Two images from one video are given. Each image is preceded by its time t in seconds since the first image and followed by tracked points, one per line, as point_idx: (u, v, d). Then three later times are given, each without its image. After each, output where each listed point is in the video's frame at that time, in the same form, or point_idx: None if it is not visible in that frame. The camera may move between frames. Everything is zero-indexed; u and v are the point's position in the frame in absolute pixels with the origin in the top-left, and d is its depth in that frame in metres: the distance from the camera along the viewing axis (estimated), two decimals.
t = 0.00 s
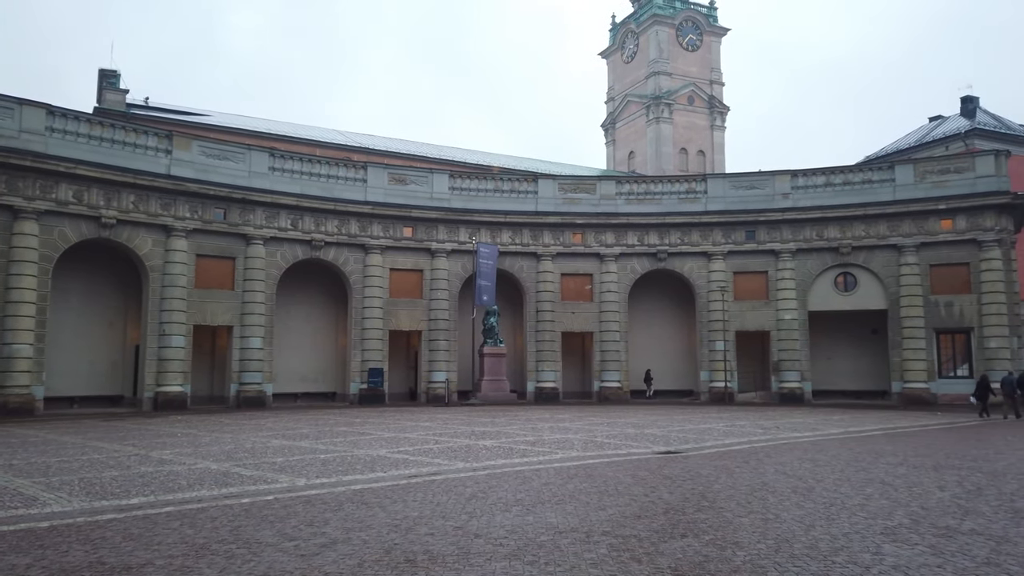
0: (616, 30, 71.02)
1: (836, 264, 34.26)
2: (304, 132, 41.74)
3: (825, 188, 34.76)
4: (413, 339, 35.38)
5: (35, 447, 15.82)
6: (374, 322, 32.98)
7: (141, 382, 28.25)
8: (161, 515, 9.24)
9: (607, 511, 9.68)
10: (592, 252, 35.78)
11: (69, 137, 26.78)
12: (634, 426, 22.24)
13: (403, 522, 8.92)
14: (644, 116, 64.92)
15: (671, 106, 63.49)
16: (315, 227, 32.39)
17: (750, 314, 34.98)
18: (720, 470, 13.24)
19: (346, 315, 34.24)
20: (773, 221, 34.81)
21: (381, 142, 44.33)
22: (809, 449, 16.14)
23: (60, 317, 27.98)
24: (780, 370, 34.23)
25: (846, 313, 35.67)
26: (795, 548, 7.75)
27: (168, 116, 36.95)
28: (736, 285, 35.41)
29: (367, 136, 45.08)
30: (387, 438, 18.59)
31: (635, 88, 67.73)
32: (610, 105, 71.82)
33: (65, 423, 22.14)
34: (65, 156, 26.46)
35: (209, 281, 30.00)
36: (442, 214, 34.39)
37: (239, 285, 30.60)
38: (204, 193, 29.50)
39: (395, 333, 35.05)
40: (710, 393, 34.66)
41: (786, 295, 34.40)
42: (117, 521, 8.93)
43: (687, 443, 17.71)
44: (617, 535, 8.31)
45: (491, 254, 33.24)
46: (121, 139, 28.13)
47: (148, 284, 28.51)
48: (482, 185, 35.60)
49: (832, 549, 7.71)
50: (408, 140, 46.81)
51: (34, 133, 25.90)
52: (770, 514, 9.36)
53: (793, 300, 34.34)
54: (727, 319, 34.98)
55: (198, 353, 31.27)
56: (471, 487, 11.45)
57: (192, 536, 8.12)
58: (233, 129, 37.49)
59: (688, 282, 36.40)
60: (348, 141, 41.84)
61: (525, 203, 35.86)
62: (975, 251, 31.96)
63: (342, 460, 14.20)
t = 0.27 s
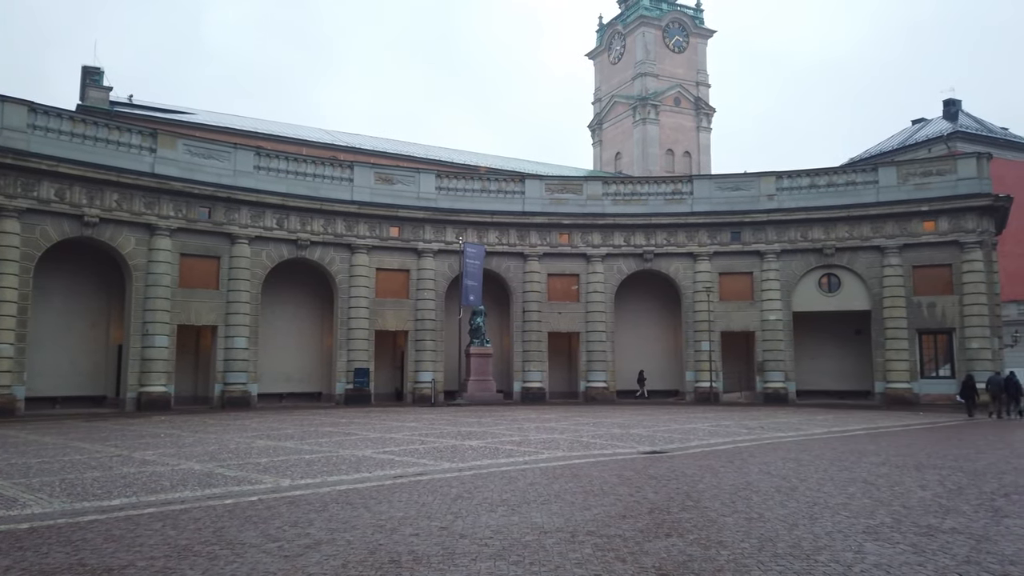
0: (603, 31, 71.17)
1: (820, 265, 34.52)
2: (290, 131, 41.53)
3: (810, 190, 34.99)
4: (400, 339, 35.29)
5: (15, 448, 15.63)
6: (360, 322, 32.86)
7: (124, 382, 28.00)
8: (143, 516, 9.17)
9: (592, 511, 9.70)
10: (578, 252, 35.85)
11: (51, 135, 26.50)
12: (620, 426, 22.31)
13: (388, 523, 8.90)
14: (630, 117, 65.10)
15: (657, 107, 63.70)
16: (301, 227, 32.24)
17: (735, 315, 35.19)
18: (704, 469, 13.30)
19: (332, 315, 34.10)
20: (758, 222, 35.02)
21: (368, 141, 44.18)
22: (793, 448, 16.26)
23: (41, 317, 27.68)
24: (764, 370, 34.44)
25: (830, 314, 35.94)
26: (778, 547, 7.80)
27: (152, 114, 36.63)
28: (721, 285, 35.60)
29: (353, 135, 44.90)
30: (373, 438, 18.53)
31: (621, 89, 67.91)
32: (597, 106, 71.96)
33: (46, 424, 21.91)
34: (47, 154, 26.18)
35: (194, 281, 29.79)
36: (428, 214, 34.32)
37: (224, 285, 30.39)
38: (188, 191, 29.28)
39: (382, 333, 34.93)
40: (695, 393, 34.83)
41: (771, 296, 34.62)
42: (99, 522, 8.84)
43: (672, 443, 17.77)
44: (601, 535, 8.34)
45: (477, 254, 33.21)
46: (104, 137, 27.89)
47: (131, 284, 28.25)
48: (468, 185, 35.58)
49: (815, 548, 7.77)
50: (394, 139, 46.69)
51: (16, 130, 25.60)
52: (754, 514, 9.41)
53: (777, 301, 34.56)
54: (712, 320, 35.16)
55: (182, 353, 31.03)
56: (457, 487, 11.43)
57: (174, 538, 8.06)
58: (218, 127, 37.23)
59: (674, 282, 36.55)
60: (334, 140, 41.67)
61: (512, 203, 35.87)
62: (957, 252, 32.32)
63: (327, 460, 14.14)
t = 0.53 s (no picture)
0: (588, 32, 71.35)
1: (802, 266, 34.79)
2: (274, 130, 41.29)
3: (792, 192, 35.26)
4: (384, 339, 35.17)
5: None
6: (344, 322, 32.72)
7: (104, 382, 27.69)
8: (123, 518, 9.08)
9: (576, 511, 9.72)
10: (563, 253, 35.91)
11: (31, 132, 26.16)
12: (604, 426, 22.37)
13: (371, 524, 8.87)
14: (615, 119, 65.30)
15: (642, 109, 63.96)
16: (284, 226, 32.05)
17: (719, 316, 35.40)
18: (687, 469, 13.38)
19: (316, 316, 33.94)
20: (741, 224, 35.25)
21: (352, 141, 44.01)
22: (775, 448, 16.39)
23: (20, 317, 27.33)
24: (747, 370, 34.68)
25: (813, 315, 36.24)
26: (759, 546, 7.87)
27: (133, 112, 36.28)
28: (705, 286, 35.79)
29: (337, 135, 44.71)
30: (356, 438, 18.46)
31: (607, 90, 68.11)
32: (582, 107, 72.13)
33: (24, 425, 21.62)
34: (27, 151, 25.84)
35: (176, 281, 29.53)
36: (413, 214, 34.24)
37: (207, 284, 30.16)
38: (170, 190, 29.02)
39: (366, 333, 34.79)
40: (679, 393, 34.99)
41: (754, 297, 34.86)
42: (78, 524, 8.75)
43: (656, 443, 17.85)
44: (585, 535, 8.36)
45: (462, 254, 33.18)
46: (85, 135, 27.58)
47: (112, 283, 27.96)
48: (454, 185, 35.53)
49: (796, 547, 7.84)
50: (379, 139, 46.54)
51: None
52: (736, 513, 9.47)
53: (760, 302, 34.80)
54: (696, 321, 35.35)
55: (164, 353, 30.75)
56: (441, 488, 11.42)
57: (154, 540, 7.99)
58: (201, 126, 36.94)
59: (658, 283, 36.71)
60: (318, 140, 41.48)
61: (497, 204, 35.86)
62: (936, 254, 32.71)
63: (310, 461, 14.07)
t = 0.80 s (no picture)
0: (573, 33, 71.51)
1: (784, 268, 35.07)
2: (257, 128, 41.01)
3: (775, 194, 35.52)
4: (368, 339, 35.04)
5: None
6: (327, 322, 32.56)
7: (84, 382, 27.36)
8: (102, 519, 8.98)
9: (560, 511, 9.73)
10: (548, 253, 35.95)
11: (10, 129, 25.82)
12: (587, 426, 22.42)
13: (354, 525, 8.83)
14: (600, 120, 65.50)
15: (627, 110, 64.20)
16: (267, 226, 31.84)
17: (702, 316, 35.59)
18: (670, 469, 13.44)
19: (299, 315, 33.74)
20: (725, 225, 35.47)
21: (337, 140, 43.81)
22: (757, 448, 16.51)
23: None
24: (730, 370, 34.89)
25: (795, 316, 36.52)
26: (742, 545, 7.91)
27: (114, 109, 35.89)
28: (689, 287, 35.97)
29: (321, 133, 44.48)
30: (339, 439, 18.38)
31: (592, 91, 68.29)
32: (566, 108, 72.28)
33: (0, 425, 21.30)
34: (5, 148, 25.49)
35: (157, 280, 29.25)
36: (398, 214, 34.13)
37: (189, 283, 29.90)
38: (152, 188, 28.74)
39: (350, 333, 34.64)
40: (663, 393, 35.14)
41: (737, 298, 35.08)
42: (56, 525, 8.64)
43: (639, 443, 17.91)
44: (568, 534, 8.37)
45: (447, 254, 33.11)
46: (65, 132, 27.25)
47: (92, 282, 27.64)
48: (438, 185, 35.46)
49: (778, 546, 7.89)
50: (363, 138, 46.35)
51: None
52: (718, 513, 9.52)
53: (743, 302, 35.03)
54: (680, 321, 35.53)
55: (145, 353, 30.44)
56: (424, 488, 11.39)
57: (134, 541, 7.90)
58: (183, 123, 36.61)
59: (642, 283, 36.84)
60: (302, 138, 41.25)
61: (482, 204, 35.84)
62: (916, 256, 33.09)
63: (293, 462, 13.98)
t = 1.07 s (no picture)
0: (557, 34, 71.66)
1: (765, 268, 35.37)
2: (238, 127, 40.70)
3: (756, 195, 35.81)
4: (350, 339, 34.90)
5: None
6: (309, 321, 32.38)
7: (60, 382, 27.02)
8: (79, 520, 8.88)
9: (541, 509, 9.76)
10: (531, 253, 36.00)
11: None
12: (569, 426, 22.48)
13: (334, 524, 8.80)
14: (583, 121, 65.69)
15: (610, 111, 64.44)
16: (248, 224, 31.61)
17: (683, 317, 35.81)
18: (651, 468, 13.52)
19: (280, 315, 33.54)
20: (706, 226, 35.71)
21: (319, 139, 43.59)
22: (737, 447, 16.66)
23: None
24: (711, 370, 35.13)
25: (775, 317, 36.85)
26: (720, 542, 7.99)
27: (93, 106, 35.48)
28: (671, 287, 36.18)
29: (303, 132, 44.23)
30: (320, 439, 18.29)
31: (575, 92, 68.48)
32: (550, 109, 72.42)
33: None
34: None
35: (136, 279, 28.95)
36: (380, 214, 34.02)
37: (168, 282, 29.62)
38: (131, 186, 28.44)
39: (331, 333, 34.48)
40: (645, 393, 35.28)
41: (718, 298, 35.32)
42: (31, 526, 8.54)
43: (620, 443, 18.00)
44: (549, 533, 8.40)
45: (430, 254, 33.01)
46: (42, 128, 26.90)
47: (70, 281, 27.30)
48: (421, 185, 35.39)
49: (756, 543, 7.97)
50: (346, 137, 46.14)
51: None
52: (698, 511, 9.59)
53: (724, 303, 35.28)
54: (662, 322, 35.72)
55: (123, 353, 30.11)
56: (405, 488, 11.37)
57: (111, 541, 7.83)
58: (163, 121, 36.26)
59: (624, 284, 37.01)
60: (284, 137, 40.99)
61: (465, 203, 35.81)
62: (894, 257, 33.52)
63: (273, 462, 13.90)
